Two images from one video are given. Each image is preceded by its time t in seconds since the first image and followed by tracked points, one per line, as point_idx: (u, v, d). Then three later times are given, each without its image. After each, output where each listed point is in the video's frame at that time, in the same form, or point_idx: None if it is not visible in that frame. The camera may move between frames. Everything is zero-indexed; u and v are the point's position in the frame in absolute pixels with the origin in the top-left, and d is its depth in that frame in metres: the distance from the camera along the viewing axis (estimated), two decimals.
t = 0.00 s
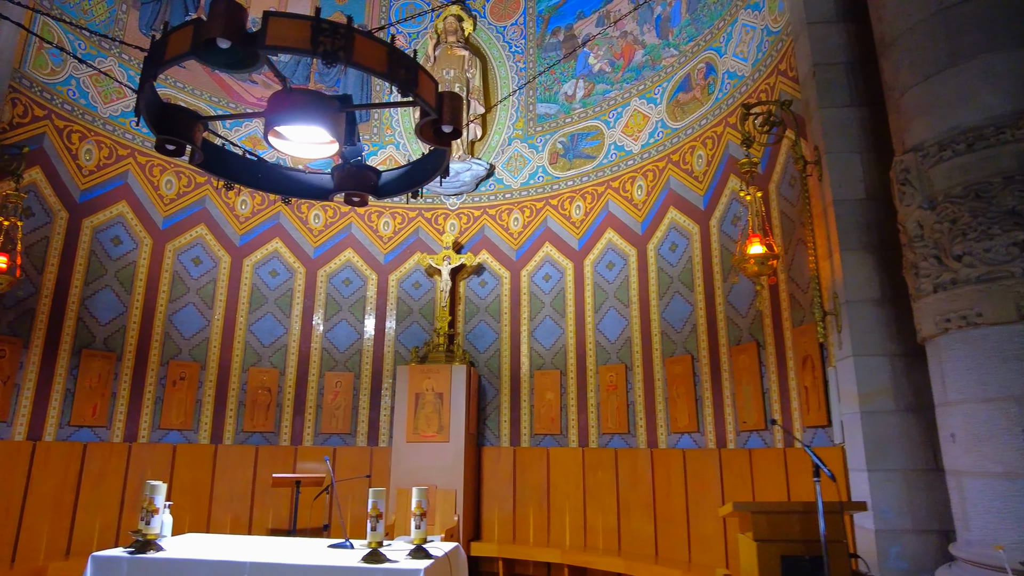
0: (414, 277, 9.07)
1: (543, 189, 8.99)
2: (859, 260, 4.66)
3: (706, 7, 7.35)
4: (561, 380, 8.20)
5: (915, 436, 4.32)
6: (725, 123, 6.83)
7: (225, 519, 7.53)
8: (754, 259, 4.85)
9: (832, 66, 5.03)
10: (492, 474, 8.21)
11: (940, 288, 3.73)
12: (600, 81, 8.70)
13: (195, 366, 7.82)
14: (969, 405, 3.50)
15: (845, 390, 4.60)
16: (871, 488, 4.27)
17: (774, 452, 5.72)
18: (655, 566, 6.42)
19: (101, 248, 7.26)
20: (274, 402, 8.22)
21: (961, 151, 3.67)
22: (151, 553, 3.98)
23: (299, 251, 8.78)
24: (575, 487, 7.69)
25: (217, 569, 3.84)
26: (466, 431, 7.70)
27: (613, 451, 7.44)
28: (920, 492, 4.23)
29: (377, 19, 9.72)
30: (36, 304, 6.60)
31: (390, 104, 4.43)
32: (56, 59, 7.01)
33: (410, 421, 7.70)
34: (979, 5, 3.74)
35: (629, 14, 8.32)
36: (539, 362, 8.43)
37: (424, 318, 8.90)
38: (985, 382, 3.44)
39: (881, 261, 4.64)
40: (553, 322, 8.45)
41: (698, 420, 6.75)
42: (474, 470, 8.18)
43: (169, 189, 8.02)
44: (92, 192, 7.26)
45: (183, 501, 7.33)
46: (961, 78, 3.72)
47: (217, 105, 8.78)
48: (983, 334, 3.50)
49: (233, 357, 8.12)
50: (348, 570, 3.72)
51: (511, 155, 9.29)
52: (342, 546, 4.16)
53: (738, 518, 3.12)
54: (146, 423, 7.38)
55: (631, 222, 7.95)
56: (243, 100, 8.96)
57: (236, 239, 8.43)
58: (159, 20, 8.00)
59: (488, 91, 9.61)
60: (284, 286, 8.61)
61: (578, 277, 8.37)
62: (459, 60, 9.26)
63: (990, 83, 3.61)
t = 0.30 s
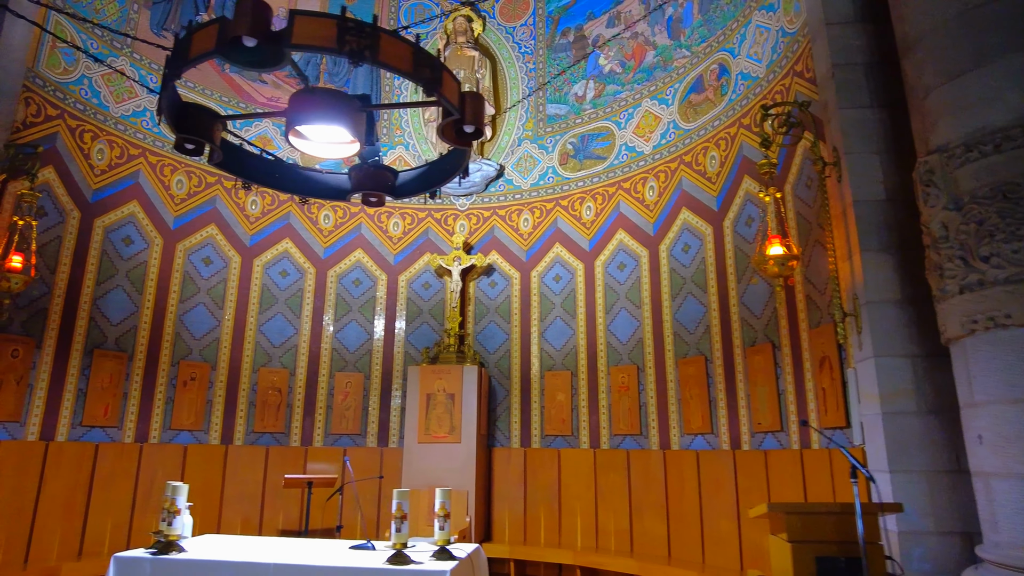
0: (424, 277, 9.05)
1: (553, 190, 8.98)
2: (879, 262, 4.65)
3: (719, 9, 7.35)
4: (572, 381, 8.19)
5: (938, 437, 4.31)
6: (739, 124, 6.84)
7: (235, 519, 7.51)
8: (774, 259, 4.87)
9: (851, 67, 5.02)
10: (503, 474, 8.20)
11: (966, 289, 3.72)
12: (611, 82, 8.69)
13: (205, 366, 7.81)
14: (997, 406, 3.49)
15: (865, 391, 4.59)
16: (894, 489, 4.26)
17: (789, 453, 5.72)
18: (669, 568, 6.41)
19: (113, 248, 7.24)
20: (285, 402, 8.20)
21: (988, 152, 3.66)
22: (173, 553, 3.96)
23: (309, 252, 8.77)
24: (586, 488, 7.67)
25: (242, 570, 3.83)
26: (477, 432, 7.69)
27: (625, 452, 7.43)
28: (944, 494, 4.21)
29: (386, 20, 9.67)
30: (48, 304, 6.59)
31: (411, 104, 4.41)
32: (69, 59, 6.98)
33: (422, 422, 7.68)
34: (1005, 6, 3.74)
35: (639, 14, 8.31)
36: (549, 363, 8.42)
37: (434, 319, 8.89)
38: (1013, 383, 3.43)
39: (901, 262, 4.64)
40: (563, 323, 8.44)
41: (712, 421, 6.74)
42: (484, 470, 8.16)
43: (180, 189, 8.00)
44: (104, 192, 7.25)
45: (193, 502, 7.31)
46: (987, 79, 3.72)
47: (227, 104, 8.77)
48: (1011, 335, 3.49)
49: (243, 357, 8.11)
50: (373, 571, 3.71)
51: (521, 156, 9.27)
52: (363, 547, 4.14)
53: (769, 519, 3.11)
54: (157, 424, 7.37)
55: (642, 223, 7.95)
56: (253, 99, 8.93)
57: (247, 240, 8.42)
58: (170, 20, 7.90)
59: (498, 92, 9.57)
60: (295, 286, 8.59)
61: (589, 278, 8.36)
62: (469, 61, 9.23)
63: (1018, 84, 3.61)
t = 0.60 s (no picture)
0: (434, 278, 9.05)
1: (564, 191, 8.99)
2: (900, 264, 4.65)
3: (733, 11, 7.36)
4: (583, 382, 8.19)
5: (959, 439, 4.31)
6: (753, 126, 6.88)
7: (246, 519, 7.49)
8: (794, 261, 4.88)
9: (870, 70, 5.01)
10: (513, 475, 8.19)
11: (992, 292, 3.72)
12: (622, 83, 8.69)
13: (216, 366, 7.80)
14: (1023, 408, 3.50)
15: (885, 393, 4.58)
16: (915, 492, 4.26)
17: (805, 455, 5.71)
18: (682, 569, 6.40)
19: (125, 247, 7.24)
20: (295, 402, 8.20)
21: (1014, 155, 3.67)
22: (196, 553, 3.96)
23: (320, 251, 8.76)
24: (597, 489, 7.67)
25: (266, 570, 3.82)
26: (488, 433, 7.69)
27: (637, 453, 7.43)
28: (966, 497, 4.21)
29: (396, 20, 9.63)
30: (62, 303, 6.58)
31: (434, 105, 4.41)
32: (84, 58, 6.98)
33: (433, 423, 7.68)
34: None
35: (651, 16, 8.30)
36: (560, 364, 8.42)
37: (444, 319, 8.89)
38: None
39: (921, 265, 4.63)
40: (574, 324, 8.44)
41: (725, 423, 6.75)
42: (495, 471, 8.16)
43: (192, 188, 8.00)
44: (116, 191, 7.25)
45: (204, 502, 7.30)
46: (1014, 82, 3.74)
47: (239, 104, 8.78)
48: None
49: (254, 357, 8.10)
50: (398, 571, 3.70)
51: (531, 156, 9.27)
52: (385, 548, 4.13)
53: (798, 519, 3.09)
54: (169, 423, 7.36)
55: (654, 224, 7.96)
56: (264, 99, 8.95)
57: (258, 239, 8.41)
58: (183, 20, 7.91)
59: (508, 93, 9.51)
60: (305, 286, 8.59)
61: (600, 279, 8.36)
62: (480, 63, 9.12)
63: None
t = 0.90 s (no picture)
0: (441, 277, 9.04)
1: (571, 190, 8.99)
2: (914, 264, 4.65)
3: (742, 10, 7.36)
4: (590, 381, 8.19)
5: (975, 439, 4.31)
6: (763, 126, 6.89)
7: (254, 519, 7.47)
8: (808, 261, 4.91)
9: (883, 69, 5.01)
10: (520, 474, 8.19)
11: (1010, 291, 3.73)
12: (629, 83, 8.69)
13: (224, 365, 7.79)
14: None
15: (899, 392, 4.59)
16: (930, 491, 4.26)
17: (816, 454, 5.71)
18: (692, 568, 6.40)
19: (134, 246, 7.23)
20: (303, 401, 8.19)
21: None
22: (214, 553, 3.94)
23: (327, 250, 8.75)
24: (605, 489, 7.67)
25: (286, 569, 3.80)
26: (497, 433, 7.69)
27: (646, 453, 7.43)
28: (982, 496, 4.22)
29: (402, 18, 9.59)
30: (71, 302, 6.56)
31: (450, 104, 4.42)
32: (92, 56, 6.96)
33: (441, 422, 7.68)
34: None
35: (658, 16, 8.25)
36: (567, 364, 8.41)
37: (451, 318, 8.88)
38: None
39: (935, 264, 4.64)
40: (581, 323, 8.43)
41: (734, 422, 6.76)
42: (502, 470, 8.15)
43: (199, 187, 7.99)
44: (125, 189, 7.23)
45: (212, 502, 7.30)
46: None
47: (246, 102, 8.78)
48: None
49: (262, 356, 8.09)
50: (419, 570, 3.69)
51: (538, 156, 9.26)
52: (402, 547, 4.13)
53: (821, 518, 3.07)
54: (177, 422, 7.35)
55: (662, 224, 7.97)
56: (271, 97, 8.96)
57: (265, 238, 8.40)
58: (190, 19, 7.82)
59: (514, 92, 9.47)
60: (312, 285, 8.58)
61: (608, 278, 8.36)
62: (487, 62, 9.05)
63: None
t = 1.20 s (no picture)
0: (446, 275, 9.02)
1: (577, 187, 8.97)
2: (930, 262, 4.64)
3: (751, 8, 7.34)
4: (598, 379, 8.17)
5: (992, 437, 4.30)
6: (772, 124, 6.89)
7: (261, 518, 7.44)
8: (824, 259, 4.93)
9: (898, 67, 4.99)
10: (527, 472, 8.17)
11: None
12: (636, 80, 8.66)
13: (230, 364, 7.76)
14: None
15: (915, 390, 4.58)
16: (948, 489, 4.25)
17: (827, 452, 5.69)
18: (702, 566, 6.39)
19: (140, 243, 7.19)
20: (309, 400, 8.16)
21: None
22: (231, 552, 3.91)
23: (333, 248, 8.72)
24: (613, 487, 7.66)
25: (304, 569, 3.78)
26: (504, 431, 7.67)
27: (654, 451, 7.42)
28: (1000, 494, 4.21)
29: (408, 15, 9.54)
30: (78, 300, 6.52)
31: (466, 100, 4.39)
32: (99, 52, 6.91)
33: (449, 420, 7.67)
34: None
35: (666, 12, 8.20)
36: (574, 362, 8.40)
37: (457, 316, 8.85)
38: None
39: (951, 261, 4.63)
40: (588, 321, 8.41)
41: (744, 421, 6.76)
42: (509, 468, 8.13)
43: (205, 184, 7.95)
44: (131, 186, 7.19)
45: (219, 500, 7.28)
46: None
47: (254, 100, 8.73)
48: None
49: (268, 354, 8.06)
50: (438, 570, 3.67)
51: (544, 153, 9.23)
52: (418, 546, 4.11)
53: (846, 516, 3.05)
54: (183, 421, 7.32)
55: (670, 221, 7.96)
56: (276, 94, 8.92)
57: (271, 236, 8.36)
58: (196, 15, 7.74)
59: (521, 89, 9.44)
60: (318, 283, 8.54)
61: (615, 276, 8.34)
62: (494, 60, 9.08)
63: None
